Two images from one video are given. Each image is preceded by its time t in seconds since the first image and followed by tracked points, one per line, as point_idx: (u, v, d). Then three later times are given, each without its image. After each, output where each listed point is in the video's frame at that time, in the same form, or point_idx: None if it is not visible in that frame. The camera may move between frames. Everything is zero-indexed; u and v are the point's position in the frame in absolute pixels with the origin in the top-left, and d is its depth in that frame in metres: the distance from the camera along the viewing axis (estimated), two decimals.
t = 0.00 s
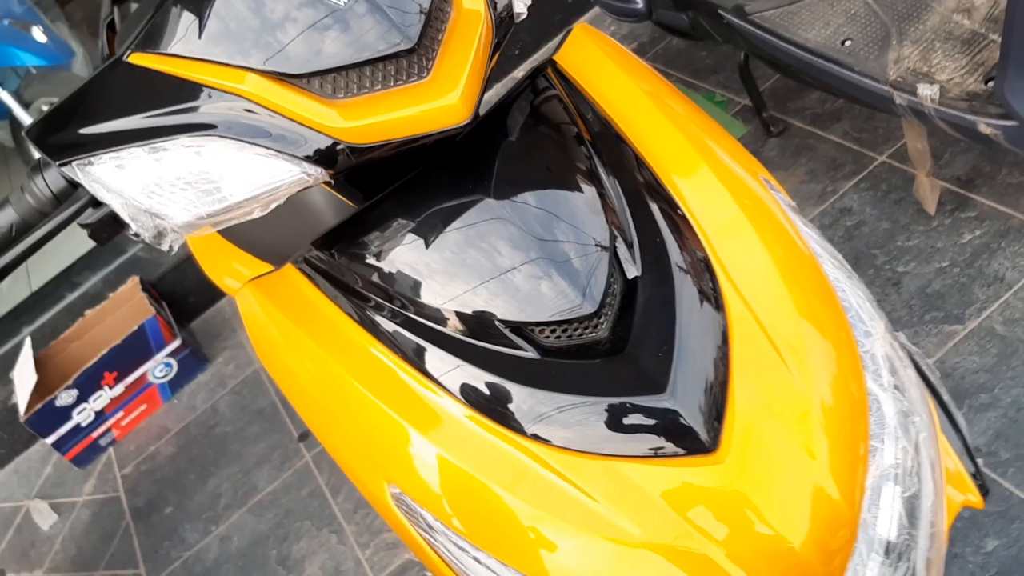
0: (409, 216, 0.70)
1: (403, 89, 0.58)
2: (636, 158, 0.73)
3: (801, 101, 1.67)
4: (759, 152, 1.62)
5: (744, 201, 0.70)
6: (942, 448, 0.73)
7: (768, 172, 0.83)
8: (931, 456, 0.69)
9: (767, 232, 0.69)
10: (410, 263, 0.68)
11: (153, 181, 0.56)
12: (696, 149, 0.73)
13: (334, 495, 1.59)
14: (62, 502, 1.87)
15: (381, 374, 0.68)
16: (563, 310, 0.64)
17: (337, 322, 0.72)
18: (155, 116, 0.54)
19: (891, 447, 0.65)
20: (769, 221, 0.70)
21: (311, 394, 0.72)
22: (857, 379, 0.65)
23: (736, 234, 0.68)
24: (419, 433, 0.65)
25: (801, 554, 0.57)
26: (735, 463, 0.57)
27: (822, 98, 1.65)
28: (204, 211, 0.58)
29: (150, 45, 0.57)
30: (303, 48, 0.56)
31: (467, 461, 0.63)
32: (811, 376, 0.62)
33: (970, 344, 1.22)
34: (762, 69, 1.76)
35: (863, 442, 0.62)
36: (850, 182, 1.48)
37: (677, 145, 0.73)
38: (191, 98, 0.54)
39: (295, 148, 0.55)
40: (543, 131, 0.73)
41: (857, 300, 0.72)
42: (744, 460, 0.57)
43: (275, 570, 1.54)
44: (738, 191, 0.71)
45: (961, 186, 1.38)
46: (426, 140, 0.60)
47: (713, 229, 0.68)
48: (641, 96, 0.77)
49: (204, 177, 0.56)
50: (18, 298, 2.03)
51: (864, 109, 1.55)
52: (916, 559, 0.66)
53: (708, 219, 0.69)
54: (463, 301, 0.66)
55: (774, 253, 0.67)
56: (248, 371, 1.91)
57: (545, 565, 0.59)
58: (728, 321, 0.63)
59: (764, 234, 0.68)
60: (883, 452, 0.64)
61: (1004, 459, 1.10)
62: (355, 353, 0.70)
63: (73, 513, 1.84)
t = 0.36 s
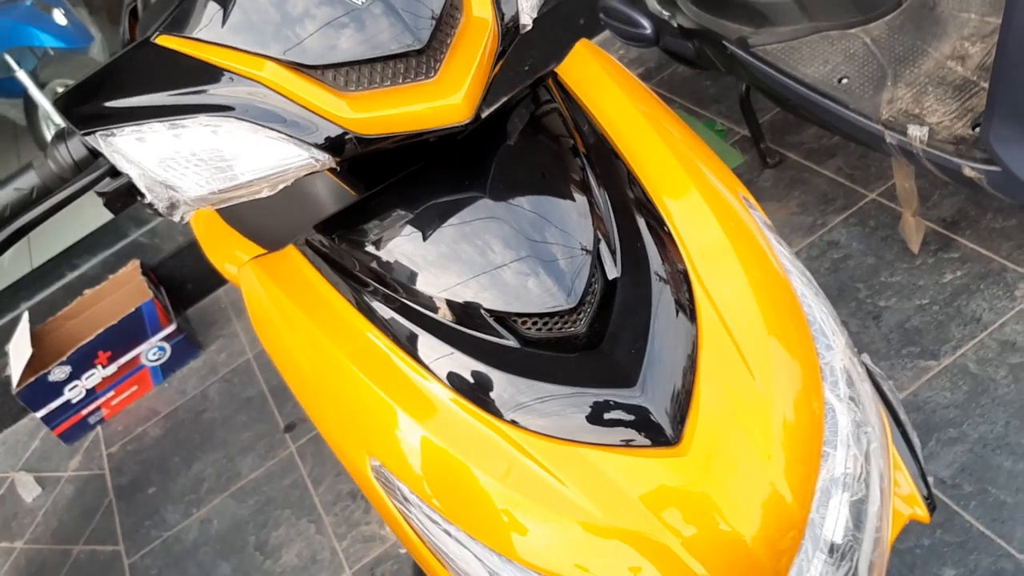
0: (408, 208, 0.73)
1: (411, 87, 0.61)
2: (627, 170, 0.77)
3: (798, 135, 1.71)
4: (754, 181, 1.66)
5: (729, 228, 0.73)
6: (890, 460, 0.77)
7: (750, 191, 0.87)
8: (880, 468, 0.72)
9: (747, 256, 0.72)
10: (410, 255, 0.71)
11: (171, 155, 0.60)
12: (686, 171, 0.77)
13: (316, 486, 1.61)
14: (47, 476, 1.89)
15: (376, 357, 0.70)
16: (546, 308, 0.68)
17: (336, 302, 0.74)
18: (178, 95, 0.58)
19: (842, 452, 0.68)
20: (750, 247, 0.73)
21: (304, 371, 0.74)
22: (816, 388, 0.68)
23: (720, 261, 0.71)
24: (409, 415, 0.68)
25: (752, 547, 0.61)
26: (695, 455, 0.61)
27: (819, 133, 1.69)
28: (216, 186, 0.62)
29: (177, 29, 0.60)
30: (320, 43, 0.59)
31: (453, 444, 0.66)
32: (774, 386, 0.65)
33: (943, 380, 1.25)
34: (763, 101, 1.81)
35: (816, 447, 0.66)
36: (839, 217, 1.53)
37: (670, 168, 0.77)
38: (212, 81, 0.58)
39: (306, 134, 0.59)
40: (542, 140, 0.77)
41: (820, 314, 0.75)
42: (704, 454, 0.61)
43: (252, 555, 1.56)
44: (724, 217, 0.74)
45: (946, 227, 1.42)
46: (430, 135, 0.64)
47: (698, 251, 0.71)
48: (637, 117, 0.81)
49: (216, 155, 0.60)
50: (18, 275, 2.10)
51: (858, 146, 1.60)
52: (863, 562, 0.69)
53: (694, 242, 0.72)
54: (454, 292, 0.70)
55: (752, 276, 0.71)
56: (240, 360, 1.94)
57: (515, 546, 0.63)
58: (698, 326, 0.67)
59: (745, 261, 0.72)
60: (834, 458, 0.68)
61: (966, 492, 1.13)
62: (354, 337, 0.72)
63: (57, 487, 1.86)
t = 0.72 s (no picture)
0: (407, 210, 0.76)
1: (419, 97, 0.65)
2: (613, 189, 0.80)
3: (794, 180, 1.76)
4: (748, 222, 1.70)
5: (713, 266, 0.76)
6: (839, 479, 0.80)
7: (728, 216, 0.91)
8: (827, 484, 0.76)
9: (727, 298, 0.74)
10: (410, 258, 0.74)
11: (190, 142, 0.63)
12: (672, 201, 0.80)
13: (295, 485, 1.64)
14: (30, 457, 1.92)
15: (368, 352, 0.74)
16: (528, 313, 0.70)
17: (332, 294, 0.77)
18: (202, 86, 0.62)
19: (793, 468, 0.72)
20: (730, 285, 0.76)
21: (298, 358, 0.78)
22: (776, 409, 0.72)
23: (700, 299, 0.73)
24: (394, 407, 0.71)
25: (702, 550, 0.66)
26: (654, 458, 0.66)
27: (813, 180, 1.74)
28: (230, 175, 0.65)
29: (207, 27, 0.65)
30: (337, 50, 0.63)
31: (435, 436, 0.69)
32: (736, 405, 0.69)
33: (914, 426, 1.28)
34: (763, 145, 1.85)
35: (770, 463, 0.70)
36: (826, 262, 1.57)
37: (661, 204, 0.79)
38: (235, 76, 0.62)
39: (317, 132, 0.63)
40: (539, 158, 0.79)
41: (786, 337, 0.79)
42: (663, 460, 0.66)
43: (226, 548, 1.58)
44: (706, 251, 0.77)
45: (929, 279, 1.47)
46: (434, 143, 0.68)
47: (680, 286, 0.74)
48: (632, 146, 0.84)
49: (233, 148, 0.63)
50: (20, 256, 2.14)
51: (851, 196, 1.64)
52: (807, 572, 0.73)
53: (677, 276, 0.74)
54: (444, 293, 0.72)
55: (727, 309, 0.73)
56: (230, 357, 1.97)
57: (486, 538, 0.67)
58: (668, 341, 0.70)
59: (723, 293, 0.74)
60: (784, 474, 0.71)
61: (926, 535, 1.16)
62: (351, 331, 0.75)
63: (40, 468, 1.89)
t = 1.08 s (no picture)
0: (408, 204, 0.80)
1: (431, 99, 0.70)
2: (602, 203, 0.84)
3: (786, 224, 1.81)
4: (738, 260, 1.75)
5: (690, 294, 0.79)
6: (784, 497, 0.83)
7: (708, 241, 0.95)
8: (774, 497, 0.79)
9: (699, 321, 0.78)
10: (407, 251, 0.77)
11: (214, 118, 0.68)
12: (659, 221, 0.84)
13: (271, 468, 1.67)
14: (16, 417, 1.95)
15: (359, 333, 0.78)
16: (512, 309, 0.74)
17: (329, 274, 0.81)
18: (232, 68, 0.67)
19: (743, 475, 0.76)
20: (705, 311, 0.80)
21: (294, 335, 0.82)
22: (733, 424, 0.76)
23: (673, 314, 0.78)
24: (378, 383, 0.75)
25: (650, 547, 0.70)
26: (614, 455, 0.70)
27: (805, 226, 1.79)
28: (247, 153, 0.69)
29: (242, 14, 0.70)
30: (359, 49, 0.68)
31: (413, 414, 0.73)
32: (695, 416, 0.73)
33: (875, 470, 1.33)
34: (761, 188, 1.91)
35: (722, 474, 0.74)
36: (808, 306, 1.62)
37: (646, 225, 0.83)
38: (263, 62, 0.67)
39: (332, 122, 0.68)
40: (538, 170, 0.83)
41: (750, 359, 0.83)
42: (621, 458, 0.70)
43: (198, 523, 1.62)
44: (684, 273, 0.81)
45: (905, 331, 1.51)
46: (441, 143, 0.72)
47: (657, 310, 0.77)
48: (627, 169, 0.89)
49: (253, 128, 0.68)
50: (25, 220, 2.21)
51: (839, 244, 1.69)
52: None
53: (653, 290, 0.78)
54: (435, 285, 0.76)
55: (697, 331, 0.77)
56: (222, 338, 2.01)
57: (452, 521, 0.71)
58: (637, 348, 0.75)
59: (695, 310, 0.79)
60: (733, 482, 0.75)
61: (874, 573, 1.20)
62: (347, 314, 0.79)
63: (24, 428, 1.92)
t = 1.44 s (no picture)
0: (414, 195, 0.84)
1: (447, 99, 0.74)
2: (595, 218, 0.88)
3: (774, 272, 1.87)
4: (723, 299, 1.81)
5: (666, 315, 0.84)
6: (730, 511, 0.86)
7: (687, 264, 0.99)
8: (718, 507, 0.83)
9: (671, 340, 0.82)
10: (409, 241, 0.82)
11: (245, 91, 0.73)
12: (643, 240, 0.88)
13: (247, 442, 1.71)
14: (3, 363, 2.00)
15: (352, 310, 0.82)
16: (499, 303, 0.79)
17: (331, 248, 0.85)
18: (267, 48, 0.73)
19: (691, 483, 0.80)
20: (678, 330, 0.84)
21: (291, 303, 0.87)
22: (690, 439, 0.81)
23: (648, 328, 0.82)
24: (364, 356, 0.79)
25: (597, 542, 0.74)
26: (576, 451, 0.75)
27: (791, 275, 1.85)
28: (271, 129, 0.74)
29: None
30: (388, 46, 0.73)
31: (394, 389, 0.77)
32: (655, 425, 0.78)
33: (828, 514, 1.37)
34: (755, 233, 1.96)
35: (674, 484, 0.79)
36: (784, 352, 1.67)
37: (632, 240, 0.87)
38: (297, 46, 0.73)
39: (354, 109, 0.73)
40: (539, 180, 0.87)
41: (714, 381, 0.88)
42: (582, 456, 0.75)
43: (169, 486, 1.65)
44: (662, 291, 0.85)
45: (873, 388, 1.57)
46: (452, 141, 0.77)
47: (636, 331, 0.81)
48: (623, 187, 0.93)
49: (280, 105, 0.73)
50: (36, 175, 2.27)
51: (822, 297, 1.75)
52: None
53: (632, 304, 0.83)
54: (430, 274, 0.80)
55: (668, 348, 0.81)
56: (215, 312, 2.05)
57: (419, 498, 0.75)
58: (609, 356, 0.79)
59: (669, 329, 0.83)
60: (682, 488, 0.79)
61: None
62: (343, 289, 0.83)
63: (10, 375, 1.96)
